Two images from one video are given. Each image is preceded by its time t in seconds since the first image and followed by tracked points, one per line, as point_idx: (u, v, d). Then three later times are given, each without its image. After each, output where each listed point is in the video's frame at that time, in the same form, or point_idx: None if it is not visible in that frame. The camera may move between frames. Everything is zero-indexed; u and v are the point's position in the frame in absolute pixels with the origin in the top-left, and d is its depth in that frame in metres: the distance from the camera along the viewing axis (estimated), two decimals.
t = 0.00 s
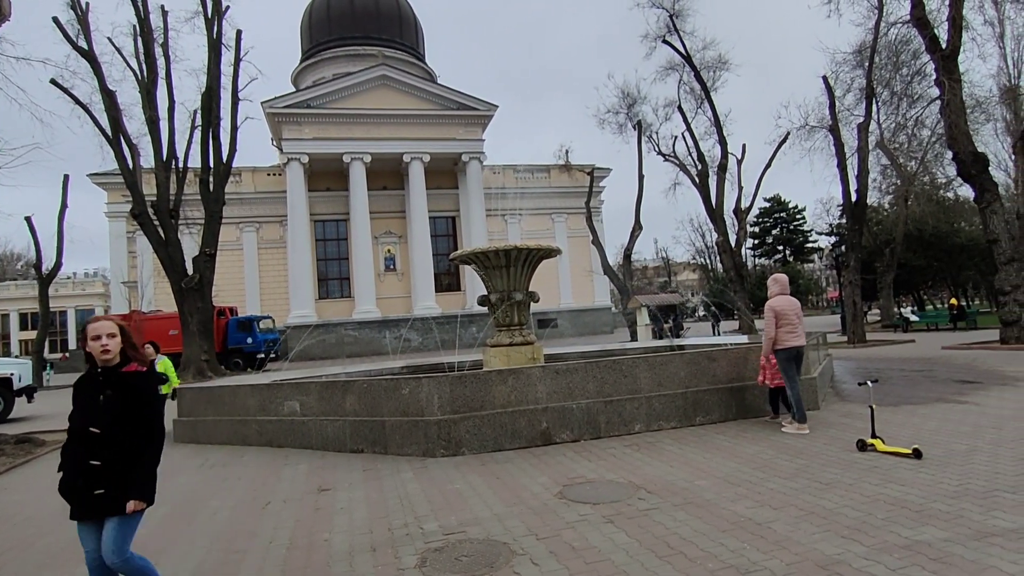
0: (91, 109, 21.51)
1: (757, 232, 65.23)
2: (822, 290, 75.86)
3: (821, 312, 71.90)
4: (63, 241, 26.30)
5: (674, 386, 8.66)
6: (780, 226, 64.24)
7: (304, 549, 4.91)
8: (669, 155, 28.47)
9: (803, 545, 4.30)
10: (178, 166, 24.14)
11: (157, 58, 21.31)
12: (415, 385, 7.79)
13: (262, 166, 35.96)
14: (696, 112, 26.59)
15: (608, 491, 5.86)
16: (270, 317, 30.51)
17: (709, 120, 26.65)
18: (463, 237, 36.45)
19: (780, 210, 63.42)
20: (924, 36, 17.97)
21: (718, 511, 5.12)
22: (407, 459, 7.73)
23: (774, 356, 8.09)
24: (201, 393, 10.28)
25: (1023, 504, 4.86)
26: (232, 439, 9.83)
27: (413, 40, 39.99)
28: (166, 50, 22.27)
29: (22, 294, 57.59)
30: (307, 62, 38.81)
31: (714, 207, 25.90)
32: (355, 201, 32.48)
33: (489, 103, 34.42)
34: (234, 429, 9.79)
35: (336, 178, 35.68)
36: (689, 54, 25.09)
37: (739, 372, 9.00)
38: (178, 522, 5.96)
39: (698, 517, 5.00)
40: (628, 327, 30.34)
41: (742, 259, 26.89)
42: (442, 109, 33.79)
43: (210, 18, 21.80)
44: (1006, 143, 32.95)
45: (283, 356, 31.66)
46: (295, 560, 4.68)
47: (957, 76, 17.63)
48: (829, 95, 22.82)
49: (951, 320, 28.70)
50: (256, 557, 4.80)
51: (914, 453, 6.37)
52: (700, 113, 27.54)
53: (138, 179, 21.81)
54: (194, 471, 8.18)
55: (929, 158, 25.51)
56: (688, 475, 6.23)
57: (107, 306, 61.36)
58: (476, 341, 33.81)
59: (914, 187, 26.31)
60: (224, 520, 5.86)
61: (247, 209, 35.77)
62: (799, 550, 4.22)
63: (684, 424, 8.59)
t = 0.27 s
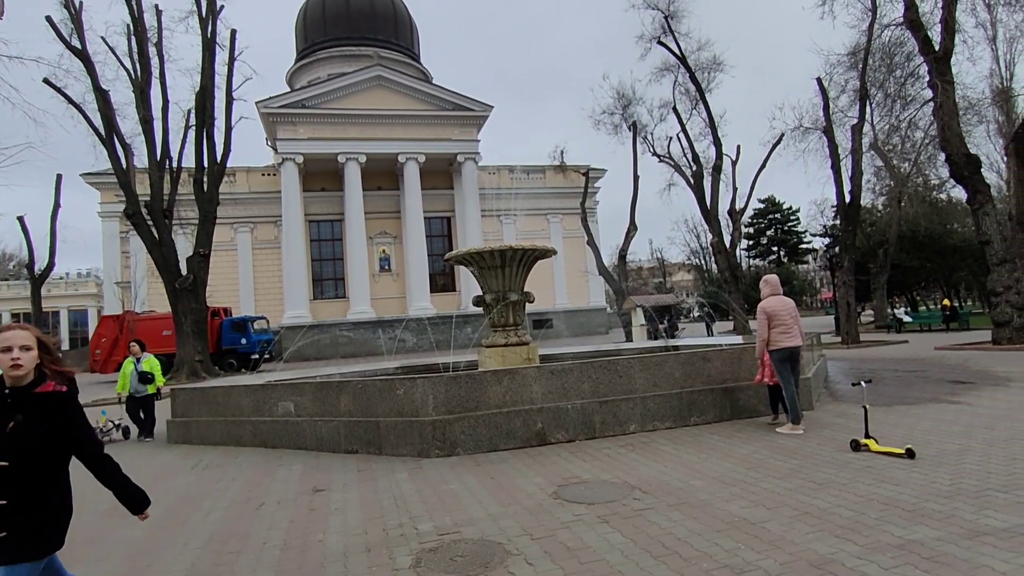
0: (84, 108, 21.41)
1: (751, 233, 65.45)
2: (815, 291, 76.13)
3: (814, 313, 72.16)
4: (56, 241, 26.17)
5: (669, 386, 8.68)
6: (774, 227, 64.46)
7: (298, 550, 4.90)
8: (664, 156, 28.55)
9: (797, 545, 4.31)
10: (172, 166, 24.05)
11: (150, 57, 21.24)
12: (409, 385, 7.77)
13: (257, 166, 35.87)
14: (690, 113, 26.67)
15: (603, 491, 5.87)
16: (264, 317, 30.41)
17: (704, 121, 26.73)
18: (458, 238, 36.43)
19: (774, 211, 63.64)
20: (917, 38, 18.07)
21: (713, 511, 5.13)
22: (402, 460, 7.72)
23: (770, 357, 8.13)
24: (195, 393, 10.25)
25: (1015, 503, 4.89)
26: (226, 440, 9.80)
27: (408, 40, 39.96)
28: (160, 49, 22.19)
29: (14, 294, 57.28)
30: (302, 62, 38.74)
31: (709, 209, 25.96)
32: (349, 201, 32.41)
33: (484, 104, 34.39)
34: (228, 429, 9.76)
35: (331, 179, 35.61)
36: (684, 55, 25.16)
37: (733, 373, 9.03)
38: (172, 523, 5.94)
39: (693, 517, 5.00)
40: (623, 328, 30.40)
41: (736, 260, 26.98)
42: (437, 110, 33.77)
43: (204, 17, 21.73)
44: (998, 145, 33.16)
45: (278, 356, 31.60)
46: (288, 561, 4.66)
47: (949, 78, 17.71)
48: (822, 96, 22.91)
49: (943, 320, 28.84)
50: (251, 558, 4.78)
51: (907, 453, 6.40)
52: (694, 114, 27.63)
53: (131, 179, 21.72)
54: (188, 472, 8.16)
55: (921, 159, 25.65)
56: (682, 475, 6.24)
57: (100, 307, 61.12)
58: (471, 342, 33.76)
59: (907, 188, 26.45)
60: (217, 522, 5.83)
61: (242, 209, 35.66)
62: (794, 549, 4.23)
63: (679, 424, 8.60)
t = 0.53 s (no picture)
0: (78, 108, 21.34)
1: (746, 234, 65.66)
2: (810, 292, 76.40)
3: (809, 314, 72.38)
4: (49, 241, 26.03)
5: (665, 387, 8.70)
6: (769, 228, 64.67)
7: (292, 551, 4.88)
8: (660, 157, 28.59)
9: (791, 545, 4.33)
10: (166, 166, 23.98)
11: (145, 57, 21.17)
12: (405, 386, 7.76)
13: (252, 166, 35.78)
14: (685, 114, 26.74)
15: (598, 492, 5.88)
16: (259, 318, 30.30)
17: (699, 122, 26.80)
18: (453, 239, 36.42)
19: (769, 212, 63.85)
20: (911, 40, 18.15)
21: (707, 511, 5.14)
22: (397, 461, 7.70)
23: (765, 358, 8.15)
24: (190, 394, 10.21)
25: (1008, 503, 4.92)
26: (220, 441, 9.76)
27: (404, 41, 39.94)
28: (155, 49, 22.13)
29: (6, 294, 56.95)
30: (297, 62, 38.68)
31: (704, 209, 26.02)
32: (345, 202, 32.35)
33: (480, 105, 34.37)
34: (222, 430, 9.73)
35: (327, 179, 35.55)
36: (680, 56, 25.21)
37: (728, 374, 9.04)
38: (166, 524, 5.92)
39: (688, 517, 5.02)
40: (618, 329, 30.45)
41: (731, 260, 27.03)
42: (432, 110, 33.77)
43: (199, 17, 21.68)
44: (992, 147, 33.34)
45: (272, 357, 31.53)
46: (283, 563, 4.65)
47: (942, 80, 17.80)
48: (817, 98, 23.00)
49: (937, 321, 28.98)
50: (245, 559, 4.77)
51: (900, 453, 6.42)
52: (690, 115, 27.70)
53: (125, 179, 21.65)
54: (182, 473, 8.13)
55: (915, 161, 25.78)
56: (677, 476, 6.25)
57: (94, 307, 60.85)
58: (466, 343, 33.70)
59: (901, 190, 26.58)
60: (211, 523, 5.81)
61: (237, 209, 35.57)
62: (788, 549, 4.25)
63: (674, 425, 8.61)
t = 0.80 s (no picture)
0: (72, 108, 21.28)
1: (741, 236, 65.84)
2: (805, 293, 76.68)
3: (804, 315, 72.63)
4: (43, 241, 25.93)
5: (660, 388, 8.71)
6: (764, 230, 64.88)
7: (286, 553, 4.87)
8: (655, 158, 28.65)
9: (784, 545, 4.34)
10: (161, 167, 23.92)
11: (140, 57, 21.13)
12: (400, 387, 7.76)
13: (248, 167, 35.71)
14: (681, 116, 26.81)
15: (592, 493, 5.88)
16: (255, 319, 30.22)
17: (695, 124, 26.88)
18: (449, 240, 36.41)
19: (764, 213, 64.06)
20: (905, 43, 18.24)
21: (703, 512, 5.15)
22: (392, 462, 7.69)
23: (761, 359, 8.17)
24: (184, 395, 10.19)
25: (1001, 504, 4.94)
26: (214, 442, 9.75)
27: (400, 42, 39.93)
28: (150, 49, 22.08)
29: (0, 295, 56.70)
30: (293, 63, 38.64)
31: (700, 211, 26.07)
32: (340, 202, 32.31)
33: (476, 106, 34.37)
34: (216, 431, 9.71)
35: (323, 180, 35.50)
36: (675, 58, 25.28)
37: (722, 375, 9.06)
38: (161, 525, 5.91)
39: (682, 518, 5.03)
40: (614, 330, 30.49)
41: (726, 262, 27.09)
42: (428, 111, 33.77)
43: (195, 17, 21.63)
44: (985, 149, 33.55)
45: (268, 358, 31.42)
46: (277, 564, 4.65)
47: (935, 83, 17.90)
48: (812, 100, 23.08)
49: (931, 322, 29.16)
50: (239, 561, 4.76)
51: (894, 454, 6.45)
52: (686, 117, 27.77)
53: (120, 179, 21.58)
54: (177, 474, 8.10)
55: (909, 163, 25.91)
56: (672, 476, 6.27)
57: (89, 308, 60.64)
58: (462, 344, 33.55)
59: (895, 192, 26.73)
60: (205, 524, 5.79)
61: (232, 210, 35.48)
62: (781, 550, 4.26)
63: (669, 426, 8.62)
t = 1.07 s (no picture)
0: (68, 108, 21.22)
1: (738, 237, 65.90)
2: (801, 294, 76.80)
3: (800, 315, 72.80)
4: (39, 241, 25.85)
5: (656, 388, 8.72)
6: (761, 231, 64.98)
7: (282, 554, 4.87)
8: (652, 159, 28.69)
9: (780, 545, 4.35)
10: (157, 167, 23.88)
11: (136, 57, 21.09)
12: (397, 387, 7.75)
13: (244, 167, 35.65)
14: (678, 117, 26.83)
15: (589, 494, 5.88)
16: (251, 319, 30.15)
17: (692, 125, 26.91)
18: (446, 240, 36.40)
19: (761, 215, 64.17)
20: (900, 45, 18.30)
21: (698, 512, 5.16)
22: (388, 463, 7.69)
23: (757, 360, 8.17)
24: (180, 395, 10.16)
25: (994, 504, 4.97)
26: (209, 442, 9.73)
27: (397, 42, 39.91)
28: (146, 48, 22.02)
29: None
30: (290, 63, 38.59)
31: (696, 212, 26.08)
32: (337, 203, 32.27)
33: (473, 106, 34.35)
34: (212, 432, 9.69)
35: (319, 180, 35.45)
36: (672, 59, 25.32)
37: (718, 376, 9.07)
38: (156, 526, 5.90)
39: (678, 519, 5.03)
40: (611, 331, 30.50)
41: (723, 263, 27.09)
42: (426, 112, 33.77)
43: (191, 17, 21.58)
44: (980, 150, 33.68)
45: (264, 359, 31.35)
46: (273, 565, 4.64)
47: (931, 85, 17.96)
48: (809, 101, 23.13)
49: (926, 323, 29.28)
50: (235, 562, 4.75)
51: (889, 454, 6.47)
52: (682, 118, 27.82)
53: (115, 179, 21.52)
54: (172, 475, 8.08)
55: (905, 165, 25.97)
56: (668, 477, 6.28)
57: (84, 308, 60.44)
58: (459, 345, 33.60)
59: (891, 193, 26.80)
60: (201, 525, 5.78)
61: (228, 210, 35.40)
62: (777, 550, 4.27)
63: (665, 427, 8.63)
